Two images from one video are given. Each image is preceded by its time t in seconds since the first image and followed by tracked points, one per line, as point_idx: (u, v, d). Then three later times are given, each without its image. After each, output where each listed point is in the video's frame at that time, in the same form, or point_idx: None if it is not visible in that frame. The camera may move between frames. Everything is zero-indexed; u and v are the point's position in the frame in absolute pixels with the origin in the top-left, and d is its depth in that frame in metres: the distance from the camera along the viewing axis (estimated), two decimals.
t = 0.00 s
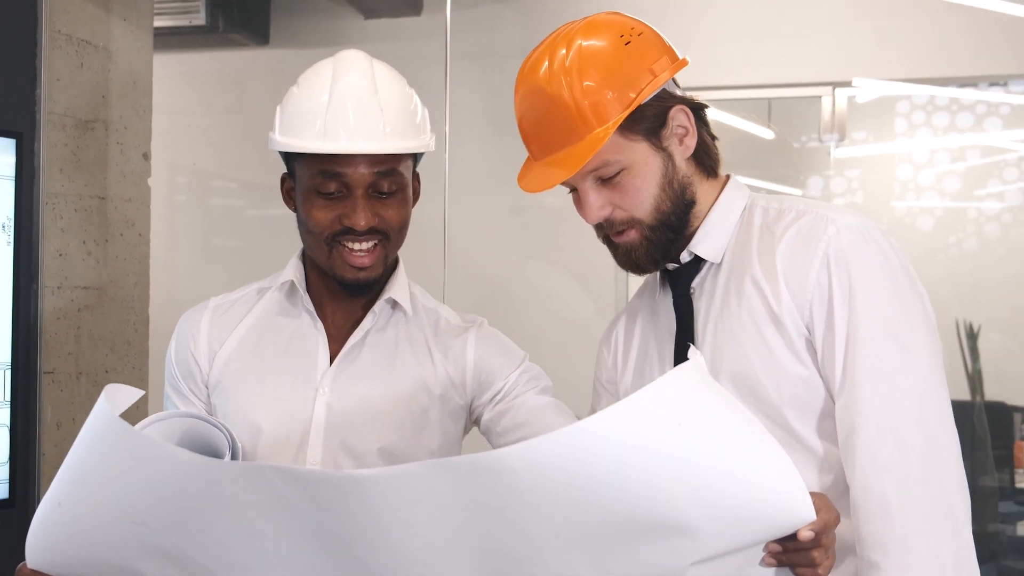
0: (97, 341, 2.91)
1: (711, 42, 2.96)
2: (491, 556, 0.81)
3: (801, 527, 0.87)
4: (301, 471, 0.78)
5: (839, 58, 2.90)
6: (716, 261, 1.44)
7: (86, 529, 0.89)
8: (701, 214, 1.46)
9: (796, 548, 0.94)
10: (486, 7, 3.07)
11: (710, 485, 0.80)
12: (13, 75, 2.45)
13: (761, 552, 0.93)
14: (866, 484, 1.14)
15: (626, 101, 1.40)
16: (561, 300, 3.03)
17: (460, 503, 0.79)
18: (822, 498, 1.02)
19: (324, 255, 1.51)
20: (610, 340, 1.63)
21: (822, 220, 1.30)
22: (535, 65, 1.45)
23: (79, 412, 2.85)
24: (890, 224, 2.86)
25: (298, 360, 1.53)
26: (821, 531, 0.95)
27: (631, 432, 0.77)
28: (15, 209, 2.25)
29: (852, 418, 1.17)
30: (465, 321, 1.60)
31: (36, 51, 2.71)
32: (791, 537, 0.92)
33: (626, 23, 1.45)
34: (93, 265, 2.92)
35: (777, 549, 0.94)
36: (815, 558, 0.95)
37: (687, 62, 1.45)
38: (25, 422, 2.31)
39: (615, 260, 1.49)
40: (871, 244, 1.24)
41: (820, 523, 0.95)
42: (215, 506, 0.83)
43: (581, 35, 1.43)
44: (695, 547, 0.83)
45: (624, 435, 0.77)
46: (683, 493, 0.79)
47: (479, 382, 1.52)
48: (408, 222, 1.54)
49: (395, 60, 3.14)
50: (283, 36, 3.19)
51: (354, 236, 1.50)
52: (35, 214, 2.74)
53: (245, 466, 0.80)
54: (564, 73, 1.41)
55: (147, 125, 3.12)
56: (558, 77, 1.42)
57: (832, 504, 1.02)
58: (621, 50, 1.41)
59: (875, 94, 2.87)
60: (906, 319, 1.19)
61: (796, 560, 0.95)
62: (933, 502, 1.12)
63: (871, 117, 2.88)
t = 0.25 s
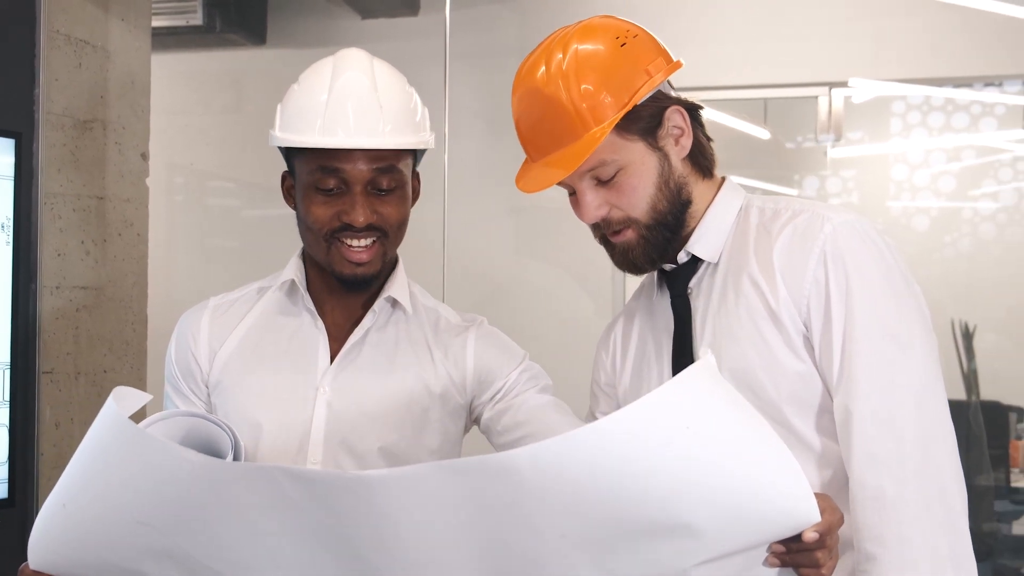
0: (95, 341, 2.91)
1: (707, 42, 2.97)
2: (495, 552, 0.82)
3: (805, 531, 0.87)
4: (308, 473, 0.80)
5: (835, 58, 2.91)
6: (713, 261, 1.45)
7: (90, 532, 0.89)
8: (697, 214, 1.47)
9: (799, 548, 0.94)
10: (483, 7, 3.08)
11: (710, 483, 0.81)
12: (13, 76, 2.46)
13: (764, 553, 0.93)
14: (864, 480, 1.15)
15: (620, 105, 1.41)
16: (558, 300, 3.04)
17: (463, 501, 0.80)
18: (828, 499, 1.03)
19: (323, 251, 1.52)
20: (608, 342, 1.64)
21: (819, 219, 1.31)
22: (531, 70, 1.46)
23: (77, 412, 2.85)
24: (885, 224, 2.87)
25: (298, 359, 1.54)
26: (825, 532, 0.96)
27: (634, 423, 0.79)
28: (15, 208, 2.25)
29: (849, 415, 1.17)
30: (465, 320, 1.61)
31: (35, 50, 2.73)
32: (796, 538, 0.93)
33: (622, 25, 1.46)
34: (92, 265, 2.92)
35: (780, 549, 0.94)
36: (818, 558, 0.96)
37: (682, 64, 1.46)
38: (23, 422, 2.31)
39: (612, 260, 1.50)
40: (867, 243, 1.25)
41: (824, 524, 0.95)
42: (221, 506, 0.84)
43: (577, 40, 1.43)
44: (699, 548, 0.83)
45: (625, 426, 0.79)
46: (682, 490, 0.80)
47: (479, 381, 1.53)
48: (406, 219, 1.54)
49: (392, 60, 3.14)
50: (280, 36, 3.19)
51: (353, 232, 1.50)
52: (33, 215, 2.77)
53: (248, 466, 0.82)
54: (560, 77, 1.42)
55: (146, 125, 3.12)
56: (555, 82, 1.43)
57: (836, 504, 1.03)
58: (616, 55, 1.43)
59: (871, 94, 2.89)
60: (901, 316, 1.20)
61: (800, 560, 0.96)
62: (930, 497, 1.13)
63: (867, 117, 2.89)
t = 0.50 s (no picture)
0: (94, 341, 2.91)
1: (704, 42, 2.98)
2: (498, 547, 0.83)
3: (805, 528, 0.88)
4: (311, 466, 0.80)
5: (832, 59, 2.92)
6: (711, 261, 1.46)
7: (94, 529, 0.90)
8: (694, 215, 1.47)
9: (800, 546, 0.95)
10: (481, 7, 3.08)
11: (711, 482, 0.81)
12: (12, 76, 2.46)
13: (767, 550, 0.94)
14: (862, 477, 1.16)
15: (618, 104, 1.42)
16: (556, 299, 3.04)
17: (466, 497, 0.81)
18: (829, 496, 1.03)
19: (323, 253, 1.52)
20: (606, 342, 1.64)
21: (816, 218, 1.32)
22: (530, 71, 1.46)
23: (75, 411, 2.85)
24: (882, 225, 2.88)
25: (299, 358, 1.54)
26: (826, 528, 0.96)
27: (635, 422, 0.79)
28: (14, 207, 2.25)
29: (848, 413, 1.18)
30: (465, 319, 1.61)
31: (34, 50, 2.73)
32: (798, 535, 0.94)
33: (621, 26, 1.46)
34: (90, 265, 2.93)
35: (782, 546, 0.95)
36: (821, 555, 0.96)
37: (679, 65, 1.47)
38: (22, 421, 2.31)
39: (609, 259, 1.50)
40: (864, 242, 1.26)
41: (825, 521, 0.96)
42: (226, 501, 0.84)
43: (575, 40, 1.44)
44: (701, 542, 0.84)
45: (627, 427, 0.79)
46: (683, 488, 0.81)
47: (479, 380, 1.53)
48: (406, 221, 1.55)
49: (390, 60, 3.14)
50: (278, 35, 3.20)
51: (353, 235, 1.50)
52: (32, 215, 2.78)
53: (254, 461, 0.82)
54: (558, 78, 1.43)
55: (145, 124, 3.12)
56: (553, 82, 1.43)
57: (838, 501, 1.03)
58: (614, 55, 1.43)
59: (867, 94, 2.90)
60: (898, 315, 1.20)
61: (801, 557, 0.96)
62: (927, 495, 1.14)
63: (864, 117, 2.91)
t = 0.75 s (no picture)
0: (92, 340, 2.91)
1: (701, 42, 2.98)
2: (501, 544, 0.83)
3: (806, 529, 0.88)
4: (314, 460, 0.81)
5: (829, 59, 2.93)
6: (709, 260, 1.46)
7: (98, 531, 0.90)
8: (692, 214, 1.48)
9: (803, 547, 0.95)
10: (478, 7, 3.09)
11: (712, 480, 0.82)
12: (10, 75, 2.46)
13: (770, 551, 0.95)
14: (860, 476, 1.16)
15: (617, 103, 1.42)
16: (554, 299, 3.04)
17: (469, 494, 0.81)
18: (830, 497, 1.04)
19: (327, 255, 1.52)
20: (604, 341, 1.64)
21: (815, 218, 1.33)
22: (530, 69, 1.47)
23: (73, 410, 2.85)
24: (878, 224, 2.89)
25: (299, 357, 1.55)
26: (829, 531, 0.96)
27: (635, 415, 0.80)
28: (14, 206, 2.25)
29: (847, 411, 1.19)
30: (465, 318, 1.62)
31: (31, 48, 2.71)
32: (801, 538, 0.94)
33: (621, 26, 1.46)
34: (88, 264, 2.93)
35: (784, 548, 0.95)
36: (822, 556, 0.97)
37: (679, 65, 1.47)
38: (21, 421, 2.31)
39: (606, 257, 1.51)
40: (862, 241, 1.26)
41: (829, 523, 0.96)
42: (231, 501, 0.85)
43: (576, 39, 1.44)
44: (702, 540, 0.84)
45: (626, 418, 0.80)
46: (683, 487, 0.81)
47: (478, 378, 1.54)
48: (408, 221, 1.55)
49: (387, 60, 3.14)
50: (275, 35, 3.20)
51: (358, 236, 1.50)
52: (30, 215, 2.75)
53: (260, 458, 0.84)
54: (559, 77, 1.43)
55: (141, 123, 3.12)
56: (553, 81, 1.44)
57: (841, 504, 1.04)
58: (615, 54, 1.44)
59: (864, 94, 2.91)
60: (895, 314, 1.21)
61: (804, 558, 0.97)
62: (926, 493, 1.14)
63: (860, 117, 2.92)
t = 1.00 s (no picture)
0: (91, 339, 2.92)
1: (698, 42, 2.99)
2: (503, 544, 0.83)
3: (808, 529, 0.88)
4: (317, 465, 0.81)
5: (826, 59, 2.94)
6: (710, 259, 1.46)
7: (100, 531, 0.90)
8: (693, 213, 1.48)
9: (805, 548, 0.95)
10: (476, 6, 3.09)
11: (715, 479, 0.82)
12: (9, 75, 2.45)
13: (767, 553, 0.94)
14: (861, 474, 1.17)
15: (618, 101, 1.42)
16: (552, 298, 3.05)
17: (473, 498, 0.81)
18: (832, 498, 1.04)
19: (329, 254, 1.53)
20: (604, 340, 1.65)
21: (815, 217, 1.33)
22: (532, 68, 1.47)
23: (72, 410, 2.86)
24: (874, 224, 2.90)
25: (299, 357, 1.55)
26: (830, 533, 0.96)
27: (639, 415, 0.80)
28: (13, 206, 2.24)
29: (848, 410, 1.19)
30: (465, 317, 1.62)
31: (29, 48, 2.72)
32: (801, 540, 0.94)
33: (621, 25, 1.47)
34: (87, 264, 2.93)
35: (785, 549, 0.95)
36: (824, 558, 0.97)
37: (680, 64, 1.48)
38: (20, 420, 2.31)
39: (606, 256, 1.51)
40: (862, 240, 1.27)
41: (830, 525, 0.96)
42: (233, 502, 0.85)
43: (577, 37, 1.45)
44: (703, 540, 0.84)
45: (630, 421, 0.80)
46: (687, 486, 0.82)
47: (479, 378, 1.54)
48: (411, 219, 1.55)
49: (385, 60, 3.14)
50: (272, 34, 3.19)
51: (361, 235, 1.51)
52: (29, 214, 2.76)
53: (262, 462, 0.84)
54: (560, 75, 1.44)
55: (139, 122, 3.13)
56: (555, 80, 1.44)
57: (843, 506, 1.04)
58: (616, 52, 1.44)
59: (861, 94, 2.91)
60: (896, 314, 1.21)
61: (805, 560, 0.97)
62: (927, 492, 1.15)
63: (857, 117, 2.92)
